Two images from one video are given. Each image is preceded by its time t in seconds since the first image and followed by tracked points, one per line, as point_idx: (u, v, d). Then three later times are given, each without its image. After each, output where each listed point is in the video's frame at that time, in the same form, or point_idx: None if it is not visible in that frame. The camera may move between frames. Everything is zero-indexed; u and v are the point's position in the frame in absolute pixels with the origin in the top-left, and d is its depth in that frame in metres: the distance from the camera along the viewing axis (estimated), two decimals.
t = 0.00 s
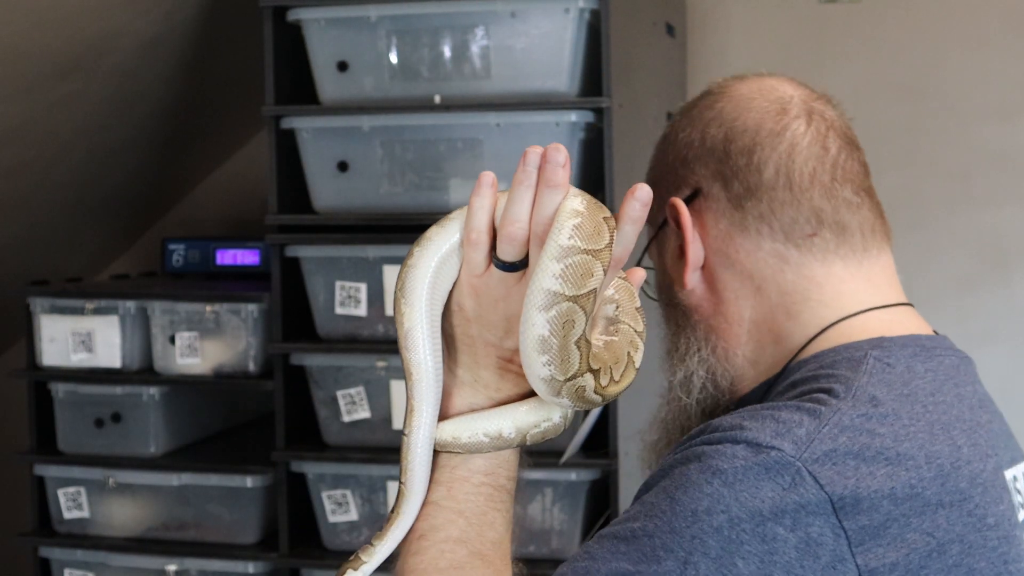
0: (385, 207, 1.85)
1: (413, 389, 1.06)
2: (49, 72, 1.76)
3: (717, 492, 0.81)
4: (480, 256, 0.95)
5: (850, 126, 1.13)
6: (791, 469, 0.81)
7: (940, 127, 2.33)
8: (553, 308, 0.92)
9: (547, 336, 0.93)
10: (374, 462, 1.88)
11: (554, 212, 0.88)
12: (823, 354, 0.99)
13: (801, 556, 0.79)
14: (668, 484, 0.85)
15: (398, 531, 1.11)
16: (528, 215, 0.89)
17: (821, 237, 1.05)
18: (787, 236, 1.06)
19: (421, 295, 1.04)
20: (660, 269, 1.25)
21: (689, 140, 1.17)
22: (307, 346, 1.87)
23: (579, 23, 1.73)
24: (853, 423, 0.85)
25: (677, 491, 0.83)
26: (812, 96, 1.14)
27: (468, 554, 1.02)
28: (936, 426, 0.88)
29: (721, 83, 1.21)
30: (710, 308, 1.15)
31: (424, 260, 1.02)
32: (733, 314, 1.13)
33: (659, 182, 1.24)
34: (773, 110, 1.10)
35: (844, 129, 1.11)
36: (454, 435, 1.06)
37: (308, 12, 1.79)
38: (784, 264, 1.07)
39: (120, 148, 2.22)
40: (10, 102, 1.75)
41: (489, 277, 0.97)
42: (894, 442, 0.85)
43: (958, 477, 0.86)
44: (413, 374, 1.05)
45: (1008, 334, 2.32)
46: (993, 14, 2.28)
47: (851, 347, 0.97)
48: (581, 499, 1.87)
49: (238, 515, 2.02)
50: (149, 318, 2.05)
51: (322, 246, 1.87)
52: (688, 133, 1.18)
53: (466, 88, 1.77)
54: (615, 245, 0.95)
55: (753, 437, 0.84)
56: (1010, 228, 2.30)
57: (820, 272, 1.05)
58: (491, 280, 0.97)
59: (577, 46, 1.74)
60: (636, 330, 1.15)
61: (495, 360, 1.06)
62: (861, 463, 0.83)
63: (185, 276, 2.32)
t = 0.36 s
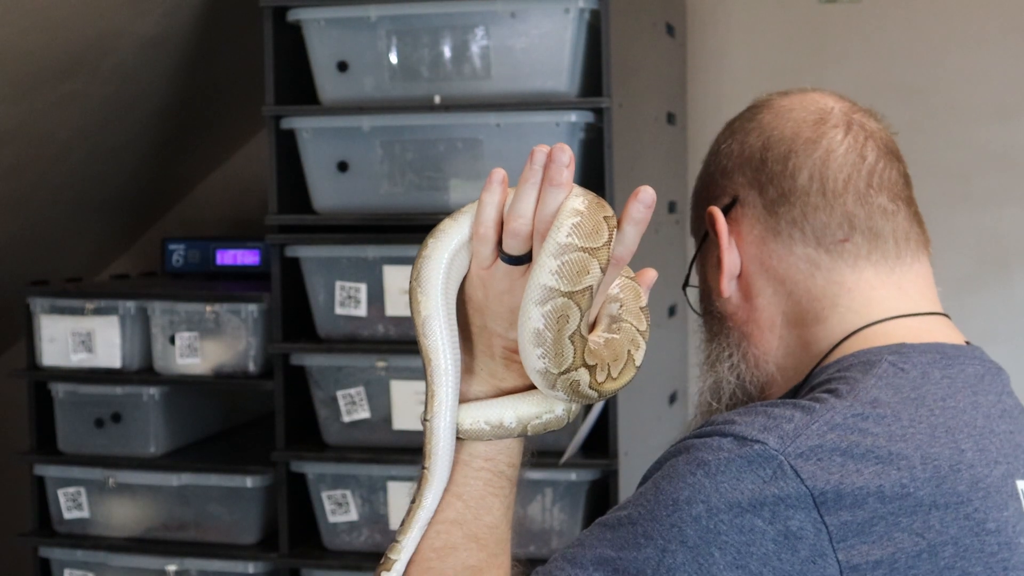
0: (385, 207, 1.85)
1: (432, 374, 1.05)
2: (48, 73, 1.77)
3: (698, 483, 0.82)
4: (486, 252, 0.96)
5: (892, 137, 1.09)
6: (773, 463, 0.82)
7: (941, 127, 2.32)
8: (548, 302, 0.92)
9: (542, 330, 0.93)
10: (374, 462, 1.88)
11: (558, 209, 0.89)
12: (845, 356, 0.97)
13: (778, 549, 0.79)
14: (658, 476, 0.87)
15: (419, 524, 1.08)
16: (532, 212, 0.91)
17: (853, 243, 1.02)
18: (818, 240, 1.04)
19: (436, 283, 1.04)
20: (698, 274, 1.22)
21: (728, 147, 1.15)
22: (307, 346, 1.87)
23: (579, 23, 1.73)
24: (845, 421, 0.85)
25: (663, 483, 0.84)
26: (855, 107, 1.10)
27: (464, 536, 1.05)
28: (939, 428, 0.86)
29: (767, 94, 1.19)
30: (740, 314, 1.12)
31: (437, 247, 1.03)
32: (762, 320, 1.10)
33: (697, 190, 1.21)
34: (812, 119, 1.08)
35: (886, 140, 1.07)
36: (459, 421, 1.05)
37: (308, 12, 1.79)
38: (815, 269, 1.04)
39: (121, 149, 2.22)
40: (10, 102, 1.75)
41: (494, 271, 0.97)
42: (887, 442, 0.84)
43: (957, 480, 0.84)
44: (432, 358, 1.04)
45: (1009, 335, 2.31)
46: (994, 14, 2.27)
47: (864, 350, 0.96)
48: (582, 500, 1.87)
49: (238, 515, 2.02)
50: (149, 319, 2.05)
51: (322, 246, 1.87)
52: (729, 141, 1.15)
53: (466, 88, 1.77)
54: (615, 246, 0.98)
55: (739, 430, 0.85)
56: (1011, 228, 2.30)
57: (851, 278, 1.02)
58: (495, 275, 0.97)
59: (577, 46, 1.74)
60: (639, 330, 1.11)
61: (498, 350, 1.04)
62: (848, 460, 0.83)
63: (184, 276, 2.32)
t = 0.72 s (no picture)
0: (385, 207, 1.85)
1: (431, 381, 1.05)
2: (48, 72, 1.76)
3: (704, 494, 0.82)
4: (482, 255, 0.96)
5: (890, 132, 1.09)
6: (780, 473, 0.81)
7: (941, 127, 2.32)
8: (546, 305, 0.92)
9: (541, 334, 0.93)
10: (374, 462, 1.88)
11: (554, 211, 0.89)
12: (848, 357, 0.97)
13: (786, 561, 0.80)
14: (663, 484, 0.87)
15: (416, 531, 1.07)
16: (527, 213, 0.90)
17: (854, 242, 1.02)
18: (819, 238, 1.03)
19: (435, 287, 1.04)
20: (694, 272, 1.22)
21: (726, 141, 1.14)
22: (307, 346, 1.87)
23: (579, 23, 1.73)
24: (852, 430, 0.84)
25: (668, 492, 0.84)
26: (853, 102, 1.10)
27: (465, 545, 1.05)
28: (946, 435, 0.86)
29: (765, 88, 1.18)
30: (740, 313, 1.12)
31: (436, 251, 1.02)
32: (762, 319, 1.10)
33: (694, 185, 1.20)
34: (811, 114, 1.07)
35: (885, 135, 1.07)
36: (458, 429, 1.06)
37: (308, 12, 1.79)
38: (816, 268, 1.04)
39: (121, 149, 2.22)
40: (10, 102, 1.75)
41: (491, 273, 0.97)
42: (894, 450, 0.84)
43: (964, 488, 0.84)
44: (430, 365, 1.05)
45: (1008, 335, 2.31)
46: (994, 14, 2.27)
47: (868, 353, 0.95)
48: (582, 500, 1.87)
49: (238, 516, 2.02)
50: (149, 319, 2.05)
51: (322, 246, 1.87)
52: (727, 135, 1.15)
53: (466, 88, 1.77)
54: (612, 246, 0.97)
55: (745, 439, 0.84)
56: (1011, 228, 2.30)
57: (852, 278, 1.02)
58: (492, 277, 0.98)
59: (577, 46, 1.74)
60: (640, 333, 1.11)
61: (498, 355, 1.05)
62: (855, 470, 0.82)
63: (184, 276, 2.33)
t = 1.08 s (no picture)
0: (385, 207, 1.85)
1: (417, 387, 1.08)
2: (48, 73, 1.76)
3: (707, 501, 0.81)
4: (473, 262, 0.94)
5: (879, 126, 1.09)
6: (783, 479, 0.81)
7: (940, 127, 2.32)
8: (542, 316, 0.92)
9: (537, 344, 0.93)
10: (374, 462, 1.88)
11: (544, 221, 0.89)
12: (841, 355, 0.98)
13: (790, 567, 0.80)
14: (663, 489, 0.86)
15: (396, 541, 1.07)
16: (517, 222, 0.89)
17: (846, 236, 1.02)
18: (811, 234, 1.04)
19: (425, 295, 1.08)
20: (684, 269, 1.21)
21: (715, 134, 1.14)
22: (307, 346, 1.87)
23: (579, 23, 1.73)
24: (852, 433, 0.84)
25: (670, 498, 0.84)
26: (842, 95, 1.10)
27: (465, 553, 1.03)
28: (943, 436, 0.87)
29: (753, 80, 1.18)
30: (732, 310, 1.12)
31: (427, 259, 1.06)
32: (754, 316, 1.09)
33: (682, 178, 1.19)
34: (801, 108, 1.07)
35: (874, 128, 1.07)
36: (454, 437, 1.06)
37: (308, 12, 1.79)
38: (808, 263, 1.04)
39: (121, 149, 2.22)
40: (10, 102, 1.75)
41: (484, 279, 0.96)
42: (894, 453, 0.84)
43: (962, 490, 0.85)
44: (418, 372, 1.08)
45: (1008, 335, 2.31)
46: (994, 13, 2.27)
47: (865, 352, 0.95)
48: (582, 500, 1.87)
49: (238, 515, 2.02)
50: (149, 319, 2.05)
51: (322, 246, 1.87)
52: (715, 128, 1.14)
53: (466, 88, 1.77)
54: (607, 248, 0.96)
55: (747, 445, 0.84)
56: (1010, 228, 2.30)
57: (844, 273, 1.03)
58: (485, 284, 0.96)
59: (577, 46, 1.74)
60: (637, 339, 1.11)
61: (494, 360, 1.05)
62: (856, 474, 0.83)
63: (184, 276, 2.33)
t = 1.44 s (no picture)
0: (385, 207, 1.85)
1: (404, 397, 1.07)
2: (49, 73, 1.76)
3: (705, 509, 0.81)
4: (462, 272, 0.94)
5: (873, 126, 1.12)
6: (779, 486, 0.81)
7: (940, 127, 2.32)
8: (538, 322, 0.93)
9: (533, 351, 0.93)
10: (375, 462, 1.88)
11: (530, 232, 0.89)
12: (835, 349, 0.97)
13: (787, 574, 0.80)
14: (658, 495, 0.86)
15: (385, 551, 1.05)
16: (502, 232, 0.90)
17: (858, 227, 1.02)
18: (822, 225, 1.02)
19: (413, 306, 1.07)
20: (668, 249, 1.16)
21: (722, 106, 1.09)
22: (307, 346, 1.87)
23: (579, 23, 1.74)
24: (846, 437, 0.84)
25: (666, 504, 0.83)
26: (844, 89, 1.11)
27: (461, 562, 1.03)
28: (934, 437, 0.87)
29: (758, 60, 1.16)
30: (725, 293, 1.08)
31: (417, 273, 1.06)
32: (752, 300, 1.06)
33: (679, 146, 1.13)
34: (816, 93, 1.06)
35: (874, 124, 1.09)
36: (445, 447, 1.05)
37: (308, 12, 1.79)
38: (818, 250, 1.02)
39: (120, 149, 2.22)
40: (10, 102, 1.75)
41: (470, 289, 0.95)
42: (887, 457, 0.84)
43: (953, 491, 0.85)
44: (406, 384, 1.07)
45: (1008, 335, 2.31)
46: (993, 14, 2.28)
47: (856, 350, 0.94)
48: (582, 500, 1.87)
49: (238, 515, 2.02)
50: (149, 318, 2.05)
51: (322, 246, 1.87)
52: (725, 98, 1.10)
53: (466, 88, 1.77)
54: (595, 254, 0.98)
55: (743, 451, 0.83)
56: (1010, 228, 2.30)
57: (852, 262, 1.02)
58: (472, 292, 0.96)
59: (577, 46, 1.74)
60: (627, 348, 1.12)
61: (482, 368, 1.04)
62: (851, 479, 0.83)
63: (185, 276, 2.33)
